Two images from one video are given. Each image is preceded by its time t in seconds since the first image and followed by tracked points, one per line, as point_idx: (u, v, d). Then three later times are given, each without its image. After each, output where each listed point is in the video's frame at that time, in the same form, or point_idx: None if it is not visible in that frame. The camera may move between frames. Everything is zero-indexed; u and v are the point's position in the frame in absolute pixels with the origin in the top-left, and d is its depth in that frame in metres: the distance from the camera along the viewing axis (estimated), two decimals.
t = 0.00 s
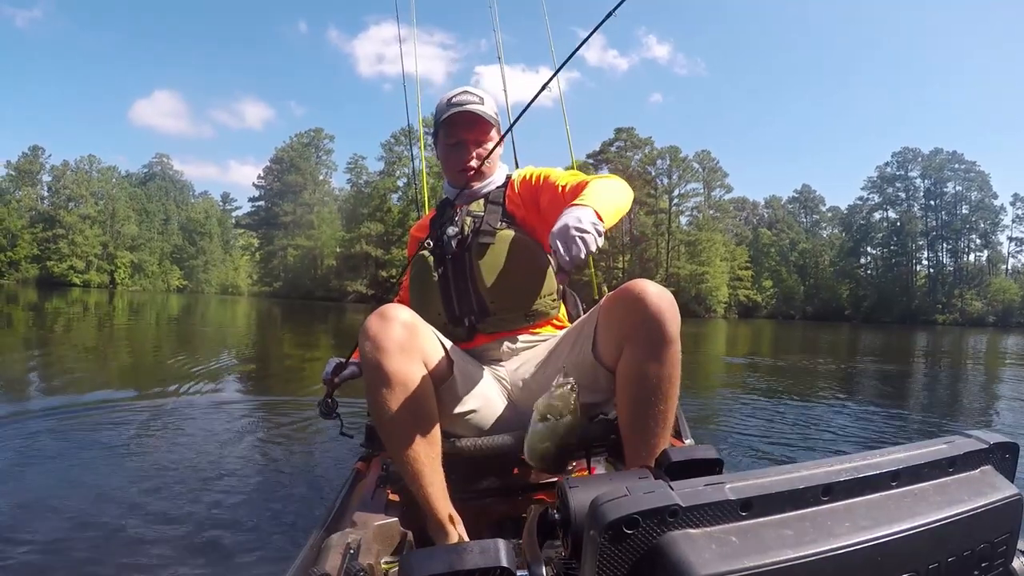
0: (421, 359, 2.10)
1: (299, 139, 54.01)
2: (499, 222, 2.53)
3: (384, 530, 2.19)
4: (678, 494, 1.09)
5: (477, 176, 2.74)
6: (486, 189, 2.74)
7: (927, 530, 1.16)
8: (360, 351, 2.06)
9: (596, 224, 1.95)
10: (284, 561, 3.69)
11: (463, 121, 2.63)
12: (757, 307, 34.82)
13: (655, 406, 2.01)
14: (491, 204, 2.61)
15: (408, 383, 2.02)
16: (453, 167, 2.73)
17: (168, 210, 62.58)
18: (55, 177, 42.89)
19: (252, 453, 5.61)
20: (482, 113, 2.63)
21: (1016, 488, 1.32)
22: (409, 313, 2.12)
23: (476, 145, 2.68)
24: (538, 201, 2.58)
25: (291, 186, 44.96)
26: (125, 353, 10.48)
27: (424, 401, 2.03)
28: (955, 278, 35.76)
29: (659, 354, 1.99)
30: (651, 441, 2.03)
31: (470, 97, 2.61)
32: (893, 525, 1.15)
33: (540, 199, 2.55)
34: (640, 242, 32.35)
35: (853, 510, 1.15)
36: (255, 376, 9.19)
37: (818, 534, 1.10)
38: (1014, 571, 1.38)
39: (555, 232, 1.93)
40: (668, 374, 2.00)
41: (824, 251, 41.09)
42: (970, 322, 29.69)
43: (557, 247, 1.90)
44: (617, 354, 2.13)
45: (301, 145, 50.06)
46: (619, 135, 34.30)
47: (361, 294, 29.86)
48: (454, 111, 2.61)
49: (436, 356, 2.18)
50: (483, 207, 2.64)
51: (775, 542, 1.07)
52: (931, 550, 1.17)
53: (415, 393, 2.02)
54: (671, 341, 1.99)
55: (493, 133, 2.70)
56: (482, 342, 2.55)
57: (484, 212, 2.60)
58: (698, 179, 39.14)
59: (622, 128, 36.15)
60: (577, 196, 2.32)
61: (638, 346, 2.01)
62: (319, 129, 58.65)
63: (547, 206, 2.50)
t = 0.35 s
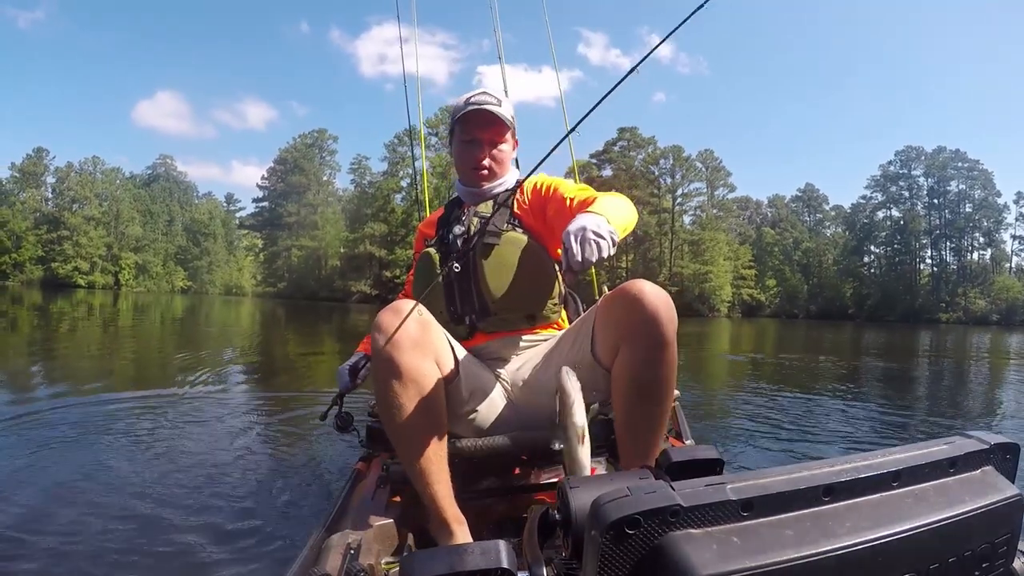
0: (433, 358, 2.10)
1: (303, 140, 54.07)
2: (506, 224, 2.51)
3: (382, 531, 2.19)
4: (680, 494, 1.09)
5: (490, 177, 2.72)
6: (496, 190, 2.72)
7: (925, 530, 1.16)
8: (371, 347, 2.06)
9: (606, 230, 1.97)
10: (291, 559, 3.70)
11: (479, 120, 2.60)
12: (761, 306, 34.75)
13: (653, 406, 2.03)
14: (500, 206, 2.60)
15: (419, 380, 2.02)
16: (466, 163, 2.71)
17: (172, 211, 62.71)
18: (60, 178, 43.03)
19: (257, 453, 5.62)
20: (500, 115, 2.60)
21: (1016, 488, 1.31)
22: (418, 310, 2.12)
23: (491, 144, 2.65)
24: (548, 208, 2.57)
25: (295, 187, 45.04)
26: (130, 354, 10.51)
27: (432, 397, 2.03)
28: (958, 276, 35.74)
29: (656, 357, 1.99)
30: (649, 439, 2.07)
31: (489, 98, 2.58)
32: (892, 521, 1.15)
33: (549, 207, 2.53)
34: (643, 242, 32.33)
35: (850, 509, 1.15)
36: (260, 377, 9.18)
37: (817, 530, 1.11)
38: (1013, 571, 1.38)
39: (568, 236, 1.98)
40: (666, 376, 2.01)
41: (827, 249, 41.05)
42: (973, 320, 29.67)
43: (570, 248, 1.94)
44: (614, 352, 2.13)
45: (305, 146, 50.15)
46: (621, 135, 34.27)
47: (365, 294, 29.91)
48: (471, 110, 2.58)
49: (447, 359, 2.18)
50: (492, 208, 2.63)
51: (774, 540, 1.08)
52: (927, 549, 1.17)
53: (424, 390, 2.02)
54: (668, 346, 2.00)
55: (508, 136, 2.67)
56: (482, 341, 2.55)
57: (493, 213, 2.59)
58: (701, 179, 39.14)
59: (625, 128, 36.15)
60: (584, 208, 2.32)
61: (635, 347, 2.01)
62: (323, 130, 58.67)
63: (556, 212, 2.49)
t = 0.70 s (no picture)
0: (441, 357, 2.10)
1: (301, 147, 54.11)
2: (509, 224, 2.52)
3: (382, 531, 2.20)
4: (681, 492, 1.10)
5: (494, 174, 2.71)
6: (499, 190, 2.70)
7: (918, 532, 1.16)
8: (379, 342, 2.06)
9: (608, 218, 1.99)
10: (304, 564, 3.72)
11: (486, 117, 2.61)
12: (765, 296, 34.72)
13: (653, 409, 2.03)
14: (504, 205, 2.59)
15: (427, 376, 2.02)
16: (470, 162, 2.71)
17: (174, 223, 62.85)
18: (61, 194, 43.14)
19: (265, 461, 5.63)
20: (506, 113, 2.61)
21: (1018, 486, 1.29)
22: (428, 308, 2.14)
23: (495, 142, 2.65)
24: (551, 213, 2.57)
25: (296, 194, 45.09)
26: (136, 366, 10.55)
27: (439, 392, 2.03)
28: (961, 260, 35.71)
29: (659, 358, 1.99)
30: (649, 441, 2.06)
31: (495, 96, 2.59)
32: (884, 523, 1.15)
33: (554, 210, 2.53)
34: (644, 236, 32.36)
35: (844, 512, 1.14)
36: (265, 384, 9.19)
37: (813, 531, 1.11)
38: (1014, 571, 1.36)
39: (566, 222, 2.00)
40: (669, 378, 2.01)
41: (829, 237, 41.01)
42: (977, 303, 29.65)
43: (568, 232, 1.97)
44: (618, 353, 2.13)
45: (304, 153, 50.22)
46: (619, 130, 34.25)
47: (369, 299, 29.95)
48: (477, 106, 2.58)
49: (454, 358, 2.18)
50: (496, 208, 2.63)
51: (771, 541, 1.09)
52: (919, 552, 1.16)
53: (431, 387, 2.02)
54: (670, 347, 2.00)
55: (512, 134, 2.67)
56: (481, 343, 2.55)
57: (495, 213, 2.59)
58: (700, 171, 39.11)
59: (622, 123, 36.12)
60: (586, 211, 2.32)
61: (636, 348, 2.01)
62: (321, 135, 58.71)
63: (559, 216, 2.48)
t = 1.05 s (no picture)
0: (440, 355, 2.10)
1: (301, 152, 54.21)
2: (515, 224, 2.52)
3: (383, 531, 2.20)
4: (682, 492, 1.10)
5: (501, 173, 2.72)
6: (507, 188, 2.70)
7: (915, 533, 1.15)
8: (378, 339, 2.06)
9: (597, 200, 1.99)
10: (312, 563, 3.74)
11: (492, 117, 2.62)
12: (768, 288, 34.64)
13: (657, 409, 2.05)
14: (509, 205, 2.59)
15: (427, 375, 2.02)
16: (474, 162, 2.71)
17: (175, 231, 62.91)
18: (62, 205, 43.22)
19: (271, 462, 5.65)
20: (510, 111, 2.64)
21: (1017, 485, 1.27)
22: (428, 306, 2.13)
23: (501, 143, 2.67)
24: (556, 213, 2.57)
25: (296, 199, 45.14)
26: (141, 375, 10.54)
27: (437, 390, 2.03)
28: (962, 248, 35.66)
29: (665, 358, 2.00)
30: (654, 439, 2.09)
31: (500, 95, 2.61)
32: (879, 524, 1.15)
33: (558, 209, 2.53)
34: (645, 231, 32.39)
35: (842, 512, 1.14)
36: (270, 390, 9.17)
37: (813, 534, 1.12)
38: (1015, 569, 1.35)
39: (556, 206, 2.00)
40: (673, 376, 2.03)
41: (830, 228, 40.95)
42: (980, 290, 29.61)
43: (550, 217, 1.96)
44: (622, 352, 2.13)
45: (304, 157, 50.28)
46: (617, 126, 34.23)
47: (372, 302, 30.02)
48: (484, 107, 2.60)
49: (455, 356, 2.18)
50: (501, 207, 2.62)
51: (772, 541, 1.10)
52: (915, 553, 1.16)
53: (431, 384, 2.02)
54: (676, 347, 2.00)
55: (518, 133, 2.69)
56: (486, 342, 2.55)
57: (501, 213, 2.59)
58: (700, 165, 39.08)
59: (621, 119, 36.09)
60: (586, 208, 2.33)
61: (643, 347, 2.01)
62: (320, 140, 58.75)
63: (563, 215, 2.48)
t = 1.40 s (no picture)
0: (432, 354, 2.10)
1: (304, 151, 54.25)
2: (516, 226, 2.54)
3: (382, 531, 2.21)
4: (684, 493, 1.10)
5: (503, 178, 2.71)
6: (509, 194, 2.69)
7: (918, 532, 1.16)
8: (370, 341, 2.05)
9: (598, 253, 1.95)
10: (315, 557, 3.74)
11: (492, 125, 2.62)
12: (770, 287, 34.64)
13: (658, 407, 2.05)
14: (511, 208, 2.60)
15: (415, 372, 2.02)
16: (477, 167, 2.72)
17: (178, 230, 62.99)
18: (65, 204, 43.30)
19: (273, 458, 5.66)
20: (510, 117, 2.63)
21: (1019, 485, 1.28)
22: (423, 305, 2.12)
23: (502, 148, 2.67)
24: (553, 215, 2.56)
25: (299, 198, 45.19)
26: (144, 374, 10.56)
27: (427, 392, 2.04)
28: (964, 246, 35.59)
29: (666, 356, 2.00)
30: (654, 438, 2.08)
31: (499, 101, 2.60)
32: (880, 525, 1.15)
33: (554, 216, 2.54)
34: (647, 230, 32.40)
35: (845, 511, 1.15)
36: (274, 388, 9.18)
37: (815, 531, 1.12)
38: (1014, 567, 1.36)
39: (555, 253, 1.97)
40: (670, 374, 2.02)
41: (832, 227, 40.91)
42: (982, 288, 29.60)
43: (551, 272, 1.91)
44: (623, 350, 2.13)
45: (307, 156, 50.35)
46: (620, 125, 34.24)
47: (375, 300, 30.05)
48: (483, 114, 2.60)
49: (447, 358, 2.18)
50: (503, 210, 2.63)
51: (773, 539, 1.10)
52: (918, 554, 1.16)
53: (421, 384, 2.03)
54: (677, 346, 2.00)
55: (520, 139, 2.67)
56: (486, 341, 2.55)
57: (502, 214, 2.60)
58: (702, 164, 39.06)
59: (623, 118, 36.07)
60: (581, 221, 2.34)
61: (646, 347, 2.01)
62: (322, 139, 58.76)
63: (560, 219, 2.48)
